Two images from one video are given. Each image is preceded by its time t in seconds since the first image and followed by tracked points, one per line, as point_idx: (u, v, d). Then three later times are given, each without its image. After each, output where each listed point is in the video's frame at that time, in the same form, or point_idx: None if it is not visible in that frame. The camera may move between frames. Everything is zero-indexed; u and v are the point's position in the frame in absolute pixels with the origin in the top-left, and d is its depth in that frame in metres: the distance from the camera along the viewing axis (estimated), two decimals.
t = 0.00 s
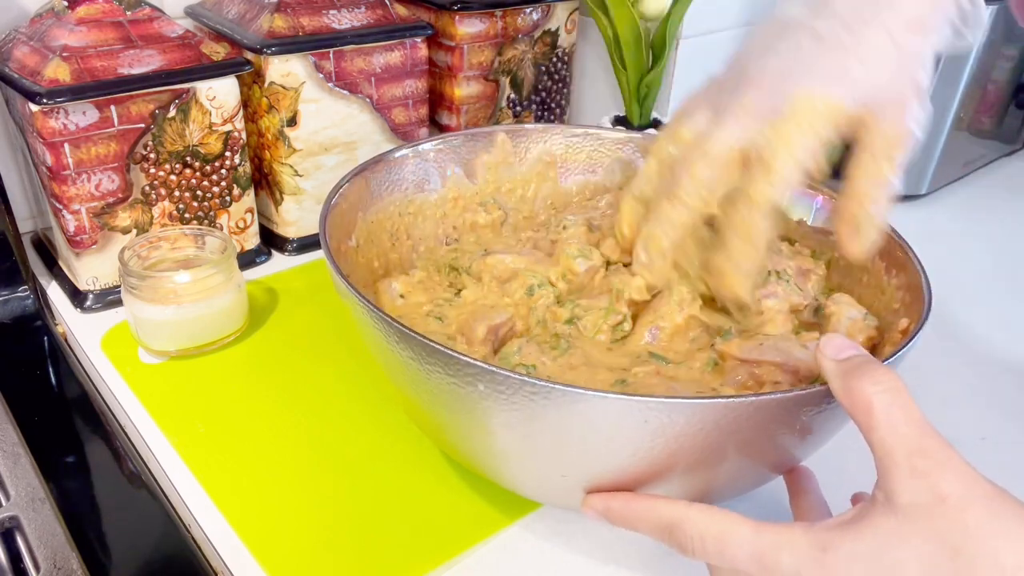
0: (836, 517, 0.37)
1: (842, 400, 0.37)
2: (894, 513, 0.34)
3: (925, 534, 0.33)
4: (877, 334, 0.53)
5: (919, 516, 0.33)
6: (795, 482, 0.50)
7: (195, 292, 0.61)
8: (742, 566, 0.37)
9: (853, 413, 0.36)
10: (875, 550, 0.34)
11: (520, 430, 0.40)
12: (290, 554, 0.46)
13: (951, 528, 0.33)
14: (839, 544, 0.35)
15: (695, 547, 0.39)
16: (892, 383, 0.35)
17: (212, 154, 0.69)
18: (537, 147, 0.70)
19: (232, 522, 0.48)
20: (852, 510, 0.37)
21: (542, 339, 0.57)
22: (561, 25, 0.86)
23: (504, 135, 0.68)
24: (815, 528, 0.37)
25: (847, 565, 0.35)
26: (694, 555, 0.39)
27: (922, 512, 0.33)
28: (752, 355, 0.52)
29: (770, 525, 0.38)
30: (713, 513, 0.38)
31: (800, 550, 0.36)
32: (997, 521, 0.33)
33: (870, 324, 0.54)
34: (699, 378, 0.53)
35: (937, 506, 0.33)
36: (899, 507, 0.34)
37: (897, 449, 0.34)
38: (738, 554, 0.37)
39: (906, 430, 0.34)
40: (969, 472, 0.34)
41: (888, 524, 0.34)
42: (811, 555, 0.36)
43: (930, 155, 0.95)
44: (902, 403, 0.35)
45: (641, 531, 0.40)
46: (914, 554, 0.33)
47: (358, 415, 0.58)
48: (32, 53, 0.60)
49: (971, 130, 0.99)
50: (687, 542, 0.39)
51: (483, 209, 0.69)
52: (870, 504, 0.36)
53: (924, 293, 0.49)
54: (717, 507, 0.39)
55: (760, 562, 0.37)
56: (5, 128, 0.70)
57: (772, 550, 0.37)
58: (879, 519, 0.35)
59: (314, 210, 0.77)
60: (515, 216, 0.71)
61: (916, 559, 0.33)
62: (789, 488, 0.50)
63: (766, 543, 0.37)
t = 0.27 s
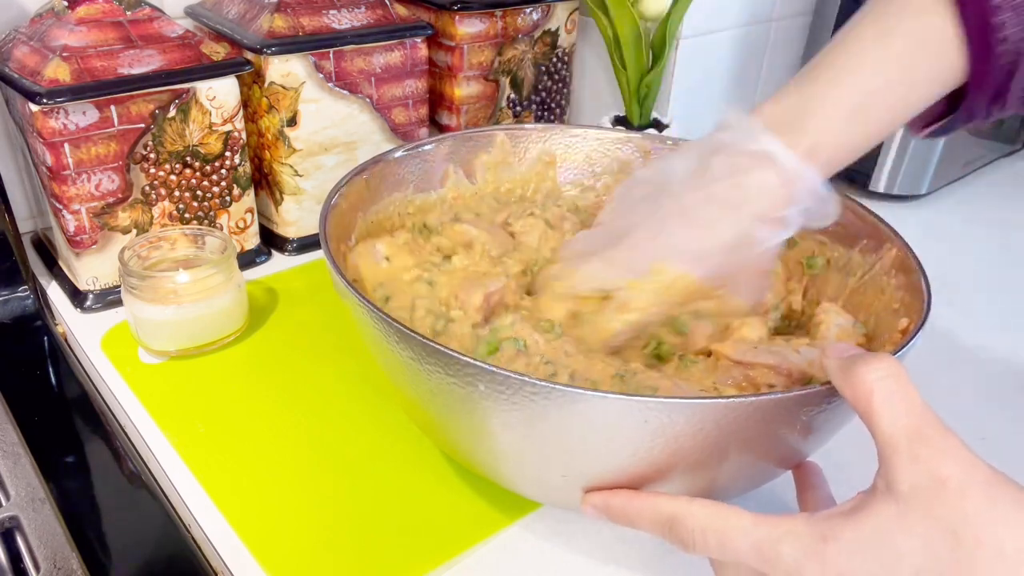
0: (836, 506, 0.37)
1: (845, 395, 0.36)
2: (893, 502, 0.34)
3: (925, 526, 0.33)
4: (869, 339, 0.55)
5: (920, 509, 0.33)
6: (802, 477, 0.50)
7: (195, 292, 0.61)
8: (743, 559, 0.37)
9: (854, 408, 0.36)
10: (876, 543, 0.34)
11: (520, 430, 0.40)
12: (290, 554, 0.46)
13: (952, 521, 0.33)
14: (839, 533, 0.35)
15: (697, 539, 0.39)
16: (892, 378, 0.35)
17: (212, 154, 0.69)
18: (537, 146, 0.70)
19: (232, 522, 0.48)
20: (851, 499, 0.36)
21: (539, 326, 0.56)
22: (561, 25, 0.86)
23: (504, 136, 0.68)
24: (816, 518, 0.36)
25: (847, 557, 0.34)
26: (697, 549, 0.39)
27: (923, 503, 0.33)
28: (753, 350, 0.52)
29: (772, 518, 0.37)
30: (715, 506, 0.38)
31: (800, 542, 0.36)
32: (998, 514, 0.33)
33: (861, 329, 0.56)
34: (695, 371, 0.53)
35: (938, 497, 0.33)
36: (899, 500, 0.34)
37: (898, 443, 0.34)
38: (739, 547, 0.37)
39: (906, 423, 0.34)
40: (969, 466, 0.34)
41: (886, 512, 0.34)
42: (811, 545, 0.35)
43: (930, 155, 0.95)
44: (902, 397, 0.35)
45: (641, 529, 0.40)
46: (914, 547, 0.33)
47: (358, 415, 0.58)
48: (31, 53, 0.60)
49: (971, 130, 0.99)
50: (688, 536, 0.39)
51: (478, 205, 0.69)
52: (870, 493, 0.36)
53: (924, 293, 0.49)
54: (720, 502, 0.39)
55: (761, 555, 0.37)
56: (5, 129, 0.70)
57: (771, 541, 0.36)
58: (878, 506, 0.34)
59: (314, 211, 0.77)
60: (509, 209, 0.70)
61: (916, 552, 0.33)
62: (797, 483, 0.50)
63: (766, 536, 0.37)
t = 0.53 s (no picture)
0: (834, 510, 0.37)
1: (845, 395, 0.36)
2: (891, 503, 0.34)
3: (924, 526, 0.33)
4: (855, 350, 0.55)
5: (918, 509, 0.33)
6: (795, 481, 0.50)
7: (195, 292, 0.61)
8: (740, 560, 0.37)
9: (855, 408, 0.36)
10: (874, 543, 0.34)
11: (520, 430, 0.40)
12: (290, 554, 0.46)
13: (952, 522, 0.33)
14: (838, 535, 0.35)
15: (690, 545, 0.39)
16: (892, 378, 0.35)
17: (212, 154, 0.69)
18: (537, 147, 0.70)
19: (232, 522, 0.48)
20: (849, 500, 0.36)
21: (537, 328, 0.56)
22: (561, 25, 0.86)
23: (502, 135, 0.68)
24: (814, 521, 0.37)
25: (845, 557, 0.34)
26: (690, 555, 0.39)
27: (922, 503, 0.33)
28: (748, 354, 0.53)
29: (768, 521, 0.37)
30: (706, 513, 0.39)
31: (797, 542, 0.36)
32: (996, 515, 0.33)
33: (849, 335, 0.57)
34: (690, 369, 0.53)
35: (937, 497, 0.33)
36: (898, 500, 0.34)
37: (897, 443, 0.34)
38: (735, 549, 0.37)
39: (905, 424, 0.34)
40: (968, 466, 0.34)
41: (885, 512, 0.34)
42: (809, 546, 0.35)
43: (930, 155, 0.95)
44: (901, 397, 0.35)
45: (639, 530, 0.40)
46: (913, 547, 0.33)
47: (358, 415, 0.58)
48: (31, 53, 0.60)
49: (971, 130, 0.99)
50: (684, 539, 0.39)
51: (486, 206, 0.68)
52: (868, 494, 0.36)
53: (923, 293, 0.49)
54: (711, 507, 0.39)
55: (758, 556, 0.37)
56: (5, 129, 0.70)
57: (767, 542, 0.36)
58: (877, 507, 0.35)
59: (314, 211, 0.77)
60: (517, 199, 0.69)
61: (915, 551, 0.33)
62: (792, 486, 0.50)
63: (762, 535, 0.37)
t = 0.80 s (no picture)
0: (833, 511, 0.37)
1: (845, 396, 0.36)
2: (890, 505, 0.34)
3: (923, 528, 0.33)
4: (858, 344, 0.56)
5: (918, 511, 0.33)
6: (794, 481, 0.50)
7: (195, 292, 0.61)
8: (738, 561, 0.37)
9: (855, 409, 0.36)
10: (874, 545, 0.34)
11: (520, 430, 0.40)
12: (290, 554, 0.46)
13: (952, 525, 0.32)
14: (836, 536, 0.35)
15: (690, 546, 0.39)
16: (892, 381, 0.35)
17: (212, 154, 0.69)
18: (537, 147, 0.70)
19: (232, 522, 0.48)
20: (848, 501, 0.37)
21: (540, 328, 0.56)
22: (561, 25, 0.86)
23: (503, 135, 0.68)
24: (813, 522, 0.37)
25: (843, 557, 0.34)
26: (689, 555, 0.39)
27: (922, 505, 0.33)
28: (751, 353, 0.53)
29: (767, 522, 0.37)
30: (707, 512, 0.39)
31: (796, 543, 0.36)
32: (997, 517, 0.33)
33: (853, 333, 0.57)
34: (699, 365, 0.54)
35: (936, 499, 0.33)
36: (897, 502, 0.34)
37: (897, 445, 0.34)
38: (733, 549, 0.37)
39: (905, 426, 0.34)
40: (968, 468, 0.34)
41: (885, 514, 0.34)
42: (808, 547, 0.35)
43: (930, 156, 0.95)
44: (901, 399, 0.35)
45: (639, 530, 0.40)
46: (912, 548, 0.33)
47: (358, 416, 0.58)
48: (32, 53, 0.60)
49: (971, 130, 0.99)
50: (683, 540, 0.39)
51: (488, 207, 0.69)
52: (867, 496, 0.36)
53: (923, 293, 0.49)
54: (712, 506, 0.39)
55: (756, 557, 0.37)
56: (5, 129, 0.70)
57: (766, 543, 0.36)
58: (876, 509, 0.35)
59: (314, 211, 0.77)
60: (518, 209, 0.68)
61: (915, 553, 0.33)
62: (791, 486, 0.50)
63: (760, 536, 0.37)
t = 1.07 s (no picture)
0: (833, 511, 0.37)
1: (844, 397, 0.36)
2: (890, 506, 0.34)
3: (921, 530, 0.33)
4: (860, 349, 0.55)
5: (917, 513, 0.33)
6: (794, 482, 0.50)
7: (195, 292, 0.61)
8: (737, 562, 0.37)
9: (854, 410, 0.36)
10: (873, 546, 0.34)
11: (520, 430, 0.40)
12: (290, 554, 0.46)
13: (950, 525, 0.33)
14: (836, 538, 0.35)
15: (689, 547, 0.39)
16: (891, 383, 0.35)
17: (212, 154, 0.69)
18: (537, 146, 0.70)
19: (232, 522, 0.48)
20: (847, 503, 0.37)
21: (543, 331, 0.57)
22: (561, 25, 0.86)
23: (503, 136, 0.68)
24: (812, 523, 0.37)
25: (842, 559, 0.34)
26: (689, 556, 0.39)
27: (921, 507, 0.33)
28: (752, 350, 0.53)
29: (766, 523, 0.37)
30: (706, 512, 0.39)
31: (795, 544, 0.36)
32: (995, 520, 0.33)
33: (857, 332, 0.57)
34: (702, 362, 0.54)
35: (935, 501, 0.33)
36: (897, 504, 0.34)
37: (897, 447, 0.34)
38: (731, 550, 0.37)
39: (904, 427, 0.34)
40: (966, 470, 0.34)
41: (885, 516, 0.34)
42: (807, 549, 0.35)
43: (930, 155, 0.95)
44: (900, 401, 0.35)
45: (637, 530, 0.40)
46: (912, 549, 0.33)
47: (357, 416, 0.58)
48: (32, 53, 0.59)
49: (971, 130, 0.99)
50: (682, 541, 0.39)
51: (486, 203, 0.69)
52: (867, 498, 0.36)
53: (923, 292, 0.49)
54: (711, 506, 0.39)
55: (755, 558, 0.37)
56: (5, 129, 0.70)
57: (765, 545, 0.36)
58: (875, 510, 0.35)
59: (314, 211, 0.77)
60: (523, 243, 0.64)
61: (914, 556, 0.33)
62: (789, 487, 0.50)
63: (760, 538, 0.37)
